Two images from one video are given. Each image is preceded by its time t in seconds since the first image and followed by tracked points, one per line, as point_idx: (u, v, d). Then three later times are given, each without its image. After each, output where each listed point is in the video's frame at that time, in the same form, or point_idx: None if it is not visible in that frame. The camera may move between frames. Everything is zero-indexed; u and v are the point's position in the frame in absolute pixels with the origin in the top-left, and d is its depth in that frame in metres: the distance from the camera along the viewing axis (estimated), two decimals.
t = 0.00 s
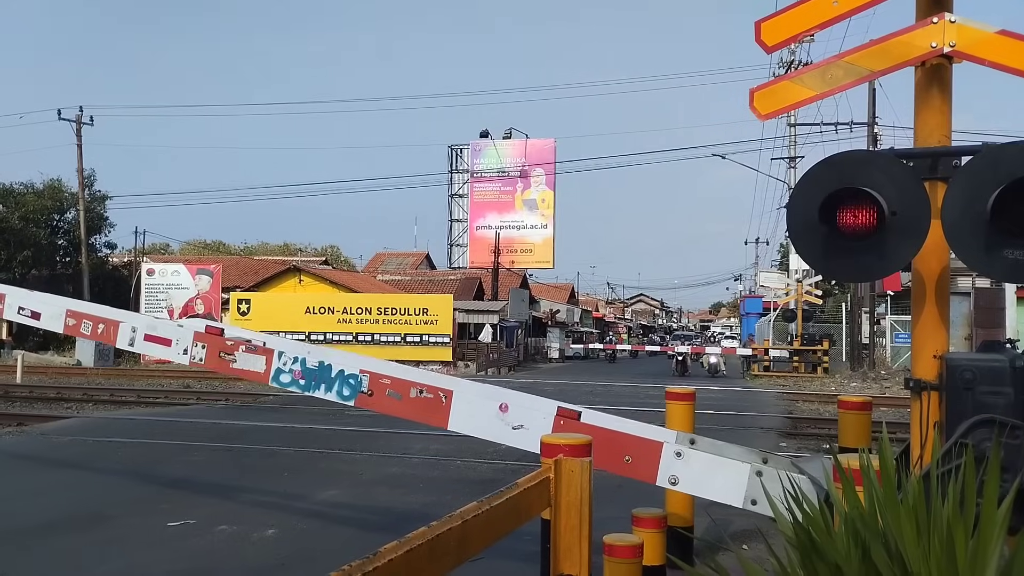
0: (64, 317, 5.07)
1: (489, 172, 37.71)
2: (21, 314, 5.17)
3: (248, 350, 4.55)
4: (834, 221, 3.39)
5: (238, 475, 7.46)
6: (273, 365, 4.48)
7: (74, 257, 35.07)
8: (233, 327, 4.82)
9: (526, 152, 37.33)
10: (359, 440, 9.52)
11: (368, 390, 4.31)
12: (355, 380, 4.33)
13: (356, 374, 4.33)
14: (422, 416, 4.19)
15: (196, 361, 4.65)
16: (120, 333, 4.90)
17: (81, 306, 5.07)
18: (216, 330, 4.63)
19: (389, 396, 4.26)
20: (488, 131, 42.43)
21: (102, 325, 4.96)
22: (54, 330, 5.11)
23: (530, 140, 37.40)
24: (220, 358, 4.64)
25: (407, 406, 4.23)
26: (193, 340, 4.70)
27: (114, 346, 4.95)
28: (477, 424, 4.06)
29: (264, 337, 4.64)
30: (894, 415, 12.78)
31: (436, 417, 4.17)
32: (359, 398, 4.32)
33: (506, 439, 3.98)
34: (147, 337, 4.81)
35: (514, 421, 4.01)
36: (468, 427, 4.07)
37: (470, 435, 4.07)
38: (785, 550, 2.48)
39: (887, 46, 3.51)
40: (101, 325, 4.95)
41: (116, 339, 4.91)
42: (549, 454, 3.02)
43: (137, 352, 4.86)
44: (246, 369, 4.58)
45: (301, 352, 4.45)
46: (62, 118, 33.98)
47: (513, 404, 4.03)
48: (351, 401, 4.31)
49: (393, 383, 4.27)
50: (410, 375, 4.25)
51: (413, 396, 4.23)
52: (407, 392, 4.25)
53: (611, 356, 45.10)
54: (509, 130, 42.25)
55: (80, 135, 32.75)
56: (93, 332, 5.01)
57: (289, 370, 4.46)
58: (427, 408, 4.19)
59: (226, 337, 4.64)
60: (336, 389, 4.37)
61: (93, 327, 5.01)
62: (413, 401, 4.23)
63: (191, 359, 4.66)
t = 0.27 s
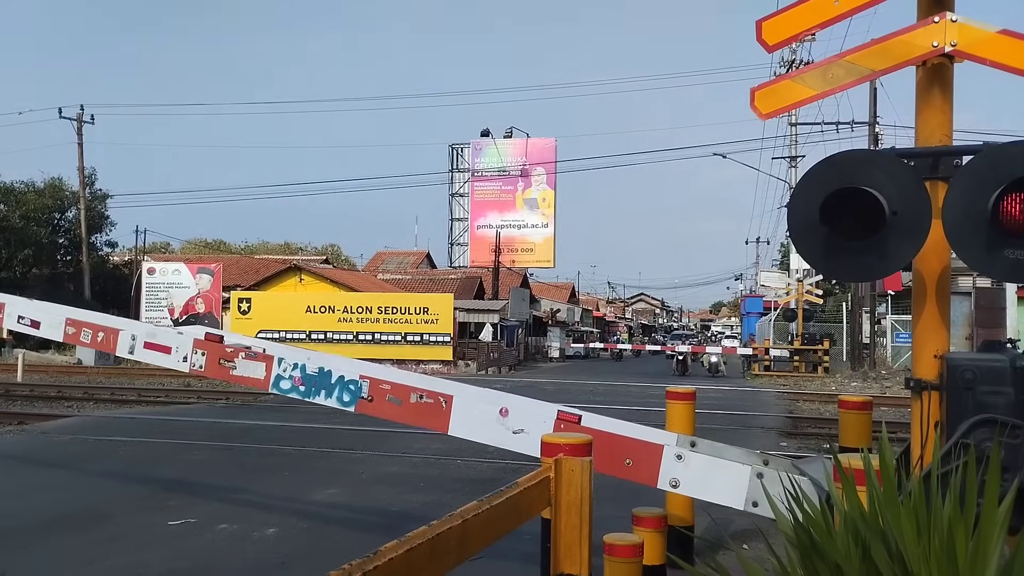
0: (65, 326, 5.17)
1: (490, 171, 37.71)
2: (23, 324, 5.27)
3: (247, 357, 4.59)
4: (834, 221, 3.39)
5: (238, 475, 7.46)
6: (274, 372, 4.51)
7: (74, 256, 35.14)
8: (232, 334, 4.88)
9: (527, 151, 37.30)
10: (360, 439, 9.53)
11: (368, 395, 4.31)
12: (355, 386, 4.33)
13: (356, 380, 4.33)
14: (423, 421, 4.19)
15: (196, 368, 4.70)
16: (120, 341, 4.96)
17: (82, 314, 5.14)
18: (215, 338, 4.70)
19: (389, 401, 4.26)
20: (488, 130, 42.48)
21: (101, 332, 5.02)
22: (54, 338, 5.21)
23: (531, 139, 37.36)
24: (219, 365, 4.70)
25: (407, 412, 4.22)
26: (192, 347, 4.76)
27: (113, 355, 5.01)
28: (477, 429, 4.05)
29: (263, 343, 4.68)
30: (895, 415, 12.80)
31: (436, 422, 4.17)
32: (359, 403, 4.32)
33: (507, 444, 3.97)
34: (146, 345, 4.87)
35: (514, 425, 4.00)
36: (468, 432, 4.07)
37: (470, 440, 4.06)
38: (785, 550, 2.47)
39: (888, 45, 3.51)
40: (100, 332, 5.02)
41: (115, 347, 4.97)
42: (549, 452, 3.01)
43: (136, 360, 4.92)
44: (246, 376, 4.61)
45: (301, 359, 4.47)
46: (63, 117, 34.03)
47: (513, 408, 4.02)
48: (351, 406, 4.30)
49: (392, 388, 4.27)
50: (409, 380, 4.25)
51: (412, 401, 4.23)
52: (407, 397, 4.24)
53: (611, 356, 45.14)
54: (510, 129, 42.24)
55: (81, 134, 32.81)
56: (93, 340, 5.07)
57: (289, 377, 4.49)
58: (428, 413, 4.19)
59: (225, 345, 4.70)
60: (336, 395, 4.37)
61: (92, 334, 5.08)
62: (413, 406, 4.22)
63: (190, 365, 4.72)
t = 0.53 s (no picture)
0: (64, 335, 5.11)
1: (491, 172, 37.74)
2: (20, 333, 5.20)
3: (248, 364, 4.60)
4: (835, 221, 3.40)
5: (239, 476, 7.47)
6: (274, 379, 4.50)
7: (75, 256, 35.15)
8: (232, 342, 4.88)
9: (528, 151, 37.32)
10: (361, 439, 9.54)
11: (369, 402, 4.31)
12: (356, 393, 4.34)
13: (357, 387, 4.33)
14: (424, 427, 4.20)
15: (197, 376, 4.69)
16: (120, 350, 4.94)
17: (81, 323, 5.10)
18: (216, 347, 4.69)
19: (390, 408, 4.27)
20: (489, 131, 42.54)
21: (101, 342, 4.98)
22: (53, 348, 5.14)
23: (532, 139, 37.36)
24: (219, 373, 4.70)
25: (409, 418, 4.23)
26: (194, 356, 4.75)
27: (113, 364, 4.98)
28: (479, 435, 4.06)
29: (263, 351, 4.68)
30: (896, 415, 12.80)
31: (438, 428, 4.17)
32: (360, 410, 4.32)
33: (509, 449, 3.98)
34: (148, 354, 4.87)
35: (515, 430, 4.01)
36: (470, 438, 4.08)
37: (472, 445, 4.07)
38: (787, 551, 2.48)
39: (889, 45, 3.51)
40: (101, 342, 4.98)
41: (116, 356, 4.95)
42: (550, 453, 3.02)
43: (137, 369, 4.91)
44: (248, 384, 4.61)
45: (302, 366, 4.47)
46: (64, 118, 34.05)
47: (515, 413, 4.03)
48: (352, 413, 4.31)
49: (393, 395, 4.28)
50: (410, 387, 4.26)
51: (414, 407, 4.23)
52: (408, 403, 4.25)
53: (613, 357, 45.15)
54: (510, 129, 42.28)
55: (82, 135, 32.84)
56: (93, 349, 5.04)
57: (291, 385, 4.48)
58: (429, 419, 4.20)
59: (226, 353, 4.70)
60: (338, 402, 4.37)
61: (93, 344, 5.03)
62: (414, 412, 4.23)
63: (191, 374, 4.72)
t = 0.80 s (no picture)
0: (72, 346, 5.24)
1: (496, 172, 37.76)
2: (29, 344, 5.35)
3: (255, 372, 4.64)
4: (842, 220, 3.39)
5: (247, 476, 7.49)
6: (281, 387, 4.53)
7: (83, 258, 35.26)
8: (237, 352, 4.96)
9: (533, 151, 37.34)
10: (368, 439, 9.56)
11: (375, 408, 4.32)
12: (362, 400, 4.34)
13: (363, 394, 4.34)
14: (431, 433, 4.20)
15: (204, 385, 4.76)
16: (128, 360, 5.05)
17: (90, 334, 5.26)
18: (223, 355, 4.77)
19: (397, 413, 4.28)
20: (495, 131, 42.60)
21: (108, 351, 5.10)
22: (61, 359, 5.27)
23: (537, 139, 37.37)
24: (226, 381, 4.76)
25: (416, 423, 4.24)
26: (200, 364, 4.83)
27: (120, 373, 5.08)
28: (485, 439, 4.05)
29: (268, 359, 4.73)
30: (904, 415, 12.75)
31: (445, 433, 4.17)
32: (367, 416, 4.32)
33: (516, 453, 3.97)
34: (154, 362, 4.96)
35: (522, 435, 3.99)
36: (477, 443, 4.07)
37: (479, 450, 4.06)
38: (794, 551, 2.47)
39: (896, 43, 3.50)
40: (108, 351, 5.10)
41: (123, 365, 5.06)
42: (557, 454, 3.02)
43: (144, 377, 5.00)
44: (254, 392, 4.65)
45: (309, 373, 4.49)
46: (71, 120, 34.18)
47: (521, 417, 4.01)
48: (359, 419, 4.31)
49: (399, 400, 4.29)
50: (416, 392, 4.27)
51: (420, 413, 4.25)
52: (414, 409, 4.26)
53: (619, 356, 45.11)
54: (516, 130, 42.29)
55: (89, 137, 32.95)
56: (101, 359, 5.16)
57: (297, 392, 4.51)
58: (436, 425, 4.20)
59: (232, 361, 4.77)
60: (344, 409, 4.38)
61: (100, 354, 5.15)
62: (421, 418, 4.25)
63: (198, 382, 4.78)
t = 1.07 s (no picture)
0: (77, 357, 5.35)
1: (499, 174, 37.79)
2: (36, 356, 5.46)
3: (258, 382, 4.69)
4: (846, 222, 3.39)
5: (251, 479, 7.49)
6: (284, 396, 4.60)
7: (87, 261, 35.30)
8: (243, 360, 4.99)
9: (536, 154, 37.34)
10: (372, 442, 9.56)
11: (379, 417, 4.34)
12: (366, 408, 4.38)
13: (368, 402, 4.37)
14: (435, 441, 4.21)
15: (207, 395, 4.83)
16: (132, 370, 5.12)
17: (94, 345, 5.35)
18: (226, 365, 4.82)
19: (401, 421, 4.28)
20: (498, 134, 42.63)
21: (113, 363, 5.19)
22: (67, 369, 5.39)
23: (540, 141, 37.36)
24: (230, 391, 4.81)
25: (419, 431, 4.24)
26: (203, 374, 4.89)
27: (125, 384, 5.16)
28: (489, 447, 4.04)
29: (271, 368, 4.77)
30: (908, 416, 12.72)
31: (448, 440, 4.17)
32: (371, 424, 4.36)
33: (520, 460, 3.95)
34: (158, 373, 5.03)
35: (526, 441, 3.98)
36: (481, 450, 4.06)
37: (483, 457, 4.05)
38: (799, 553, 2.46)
39: (899, 45, 3.51)
40: (112, 363, 5.19)
41: (128, 376, 5.14)
42: (561, 456, 3.02)
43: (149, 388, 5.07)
44: (258, 402, 4.70)
45: (312, 382, 4.54)
46: (75, 124, 34.27)
47: (525, 424, 3.99)
48: (363, 427, 4.35)
49: (403, 408, 4.30)
50: (419, 400, 4.28)
51: (424, 420, 4.25)
52: (418, 417, 4.26)
53: (622, 358, 45.07)
54: (518, 132, 42.32)
55: (93, 140, 33.01)
56: (106, 370, 5.25)
57: (301, 401, 4.56)
58: (440, 433, 4.20)
59: (235, 371, 4.82)
60: (348, 417, 4.42)
61: (105, 365, 5.25)
62: (425, 425, 4.25)
63: (202, 393, 4.85)
